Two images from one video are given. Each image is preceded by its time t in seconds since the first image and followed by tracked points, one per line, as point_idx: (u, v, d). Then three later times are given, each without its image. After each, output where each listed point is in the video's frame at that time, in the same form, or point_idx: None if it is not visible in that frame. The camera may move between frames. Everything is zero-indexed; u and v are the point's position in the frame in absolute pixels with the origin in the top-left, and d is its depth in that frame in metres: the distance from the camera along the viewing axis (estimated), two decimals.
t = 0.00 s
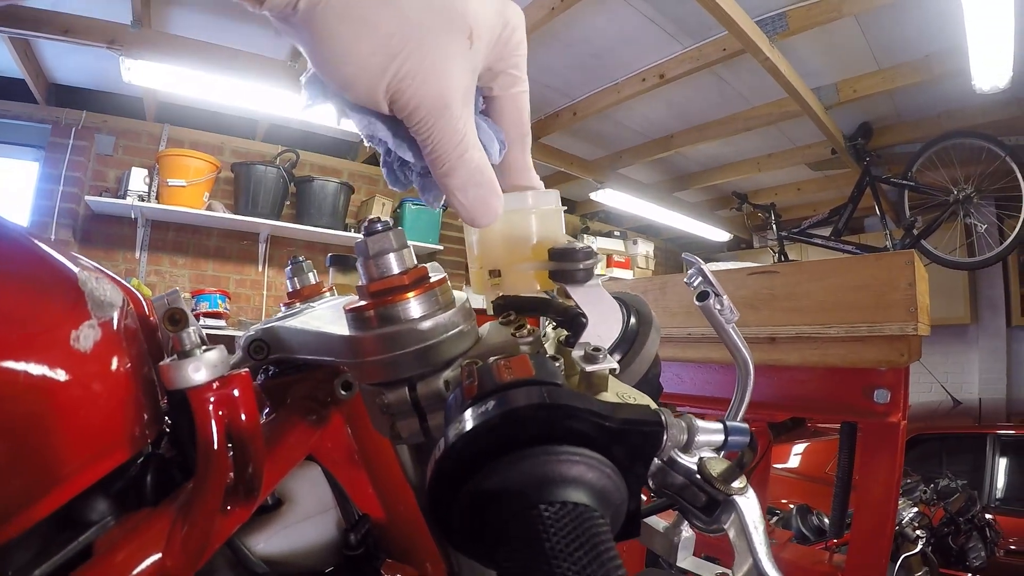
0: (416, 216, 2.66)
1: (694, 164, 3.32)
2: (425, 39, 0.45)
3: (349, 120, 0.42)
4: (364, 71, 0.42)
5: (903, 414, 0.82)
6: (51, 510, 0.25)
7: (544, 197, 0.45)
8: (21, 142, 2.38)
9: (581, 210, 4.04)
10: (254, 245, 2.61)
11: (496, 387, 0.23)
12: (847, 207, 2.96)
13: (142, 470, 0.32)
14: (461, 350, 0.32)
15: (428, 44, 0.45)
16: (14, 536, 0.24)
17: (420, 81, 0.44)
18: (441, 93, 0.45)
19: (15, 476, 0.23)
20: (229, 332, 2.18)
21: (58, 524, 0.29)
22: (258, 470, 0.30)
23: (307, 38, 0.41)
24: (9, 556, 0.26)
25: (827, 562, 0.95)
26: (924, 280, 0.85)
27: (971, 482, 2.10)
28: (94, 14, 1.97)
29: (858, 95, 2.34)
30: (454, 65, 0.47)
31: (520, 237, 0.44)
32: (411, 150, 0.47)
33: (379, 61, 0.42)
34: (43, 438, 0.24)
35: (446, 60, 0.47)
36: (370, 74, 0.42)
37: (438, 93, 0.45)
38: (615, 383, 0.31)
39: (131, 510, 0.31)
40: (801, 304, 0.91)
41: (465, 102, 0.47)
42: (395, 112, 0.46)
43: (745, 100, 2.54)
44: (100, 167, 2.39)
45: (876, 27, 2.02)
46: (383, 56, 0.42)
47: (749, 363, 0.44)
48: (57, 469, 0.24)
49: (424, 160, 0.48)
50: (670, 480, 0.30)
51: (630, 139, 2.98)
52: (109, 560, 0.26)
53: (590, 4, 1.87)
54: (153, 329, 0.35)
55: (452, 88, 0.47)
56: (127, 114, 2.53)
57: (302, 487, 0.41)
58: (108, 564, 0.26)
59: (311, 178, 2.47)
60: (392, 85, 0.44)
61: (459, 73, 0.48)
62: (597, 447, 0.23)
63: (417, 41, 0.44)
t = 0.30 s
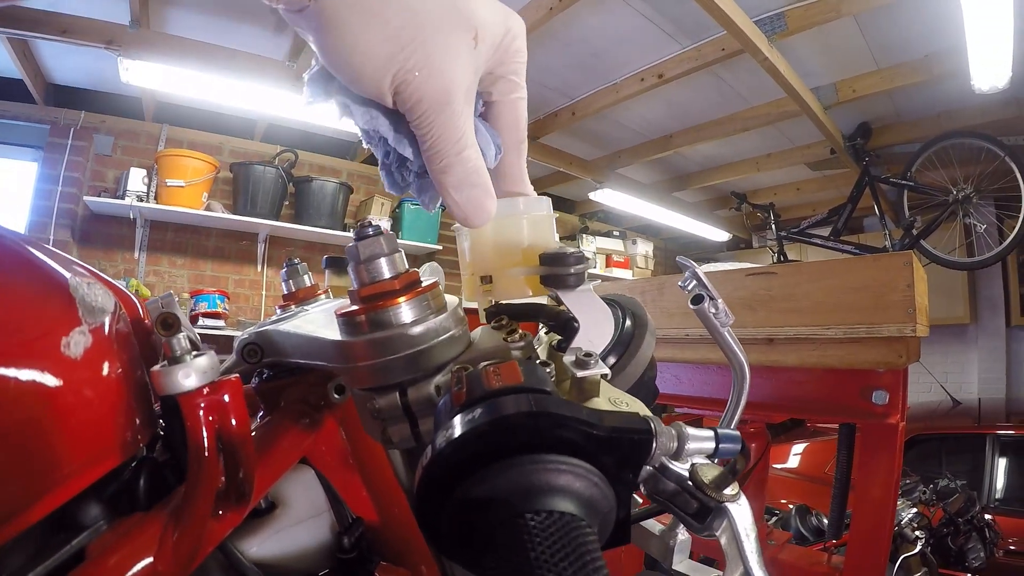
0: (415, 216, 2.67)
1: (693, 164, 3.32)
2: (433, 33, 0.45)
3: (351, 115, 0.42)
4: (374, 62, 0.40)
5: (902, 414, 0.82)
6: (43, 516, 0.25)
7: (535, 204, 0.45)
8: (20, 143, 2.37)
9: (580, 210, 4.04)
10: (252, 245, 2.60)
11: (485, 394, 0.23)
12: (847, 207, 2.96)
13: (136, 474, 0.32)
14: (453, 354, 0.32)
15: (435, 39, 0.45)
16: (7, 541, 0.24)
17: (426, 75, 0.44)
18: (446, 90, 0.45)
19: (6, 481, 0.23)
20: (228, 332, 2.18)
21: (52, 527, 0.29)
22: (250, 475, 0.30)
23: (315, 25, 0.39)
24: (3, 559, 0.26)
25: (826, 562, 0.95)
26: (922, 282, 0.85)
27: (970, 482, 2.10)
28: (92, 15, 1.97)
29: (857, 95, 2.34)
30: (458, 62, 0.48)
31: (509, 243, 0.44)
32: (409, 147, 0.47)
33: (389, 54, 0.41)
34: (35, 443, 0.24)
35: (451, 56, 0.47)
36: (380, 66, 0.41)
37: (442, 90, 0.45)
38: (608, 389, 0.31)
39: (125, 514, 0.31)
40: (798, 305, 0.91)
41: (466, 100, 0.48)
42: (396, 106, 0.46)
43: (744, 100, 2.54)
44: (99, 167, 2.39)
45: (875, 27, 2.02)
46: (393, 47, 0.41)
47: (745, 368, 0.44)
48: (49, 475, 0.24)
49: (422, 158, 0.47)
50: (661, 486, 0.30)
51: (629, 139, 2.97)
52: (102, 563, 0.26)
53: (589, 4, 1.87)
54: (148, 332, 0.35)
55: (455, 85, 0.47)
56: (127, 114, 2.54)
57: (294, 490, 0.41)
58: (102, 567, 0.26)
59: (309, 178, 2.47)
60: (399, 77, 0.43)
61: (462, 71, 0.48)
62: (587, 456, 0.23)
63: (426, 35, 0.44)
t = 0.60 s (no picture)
0: (417, 216, 2.67)
1: (695, 163, 3.31)
2: (443, 34, 0.46)
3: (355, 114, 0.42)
4: (382, 61, 0.41)
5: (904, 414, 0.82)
6: (47, 515, 0.25)
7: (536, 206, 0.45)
8: (23, 144, 2.39)
9: (581, 210, 4.04)
10: (255, 245, 2.61)
11: (484, 396, 0.23)
12: (849, 206, 2.95)
13: (139, 474, 0.32)
14: (453, 356, 0.32)
15: (444, 41, 0.46)
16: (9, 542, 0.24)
17: (433, 76, 0.45)
18: (452, 91, 0.46)
19: (8, 483, 0.23)
20: (231, 333, 2.19)
21: (56, 528, 0.29)
22: (252, 475, 0.30)
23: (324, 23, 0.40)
24: (6, 560, 0.26)
25: (828, 563, 0.95)
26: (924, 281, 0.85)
27: (973, 482, 2.09)
28: (95, 17, 1.98)
29: (860, 94, 2.33)
30: (465, 64, 0.49)
31: (510, 245, 0.44)
32: (414, 146, 0.47)
33: (397, 53, 0.42)
34: (36, 445, 0.24)
35: (459, 57, 0.48)
36: (389, 64, 0.42)
37: (448, 91, 0.46)
38: (607, 390, 0.31)
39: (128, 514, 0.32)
40: (800, 305, 0.91)
41: (471, 101, 0.49)
42: (402, 105, 0.47)
43: (746, 99, 2.54)
44: (102, 168, 2.40)
45: (877, 26, 2.02)
46: (401, 47, 0.42)
47: (745, 370, 0.44)
48: (52, 476, 0.25)
49: (426, 157, 0.48)
50: (659, 487, 0.30)
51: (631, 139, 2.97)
52: (105, 562, 0.26)
53: (591, 4, 1.86)
54: (151, 333, 0.35)
55: (462, 87, 0.48)
56: (130, 115, 2.55)
57: (295, 490, 0.41)
58: (105, 566, 0.26)
59: (312, 179, 2.48)
60: (407, 76, 0.44)
61: (468, 73, 0.49)
62: (584, 457, 0.23)
63: (435, 36, 0.45)
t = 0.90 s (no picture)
0: (420, 216, 2.68)
1: (696, 163, 3.31)
2: (450, 36, 0.46)
3: (362, 115, 0.43)
4: (389, 64, 0.42)
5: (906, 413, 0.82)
6: (57, 514, 0.25)
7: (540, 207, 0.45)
8: (26, 145, 2.40)
9: (583, 210, 4.05)
10: (258, 246, 2.62)
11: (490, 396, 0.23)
12: (851, 206, 2.95)
13: (146, 473, 0.32)
14: (459, 356, 0.32)
15: (451, 43, 0.46)
16: (18, 541, 0.25)
17: (440, 78, 0.45)
18: (459, 94, 0.46)
19: (15, 483, 0.23)
20: (233, 333, 2.20)
21: (65, 527, 0.29)
22: (260, 473, 0.31)
23: (331, 26, 0.40)
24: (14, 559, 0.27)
25: (831, 563, 0.95)
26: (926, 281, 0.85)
27: (976, 482, 2.09)
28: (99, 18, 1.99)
29: (862, 94, 2.33)
30: (473, 66, 0.48)
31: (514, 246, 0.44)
32: (420, 148, 0.48)
33: (404, 55, 0.42)
34: (45, 445, 0.24)
35: (466, 60, 0.47)
36: (395, 67, 0.42)
37: (455, 93, 0.46)
38: (610, 389, 0.32)
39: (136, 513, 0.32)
40: (802, 305, 0.91)
41: (478, 104, 0.49)
42: (408, 108, 0.47)
43: (748, 100, 2.54)
44: (105, 168, 2.41)
45: (879, 26, 2.02)
46: (408, 49, 0.42)
47: (748, 370, 0.45)
48: (61, 475, 0.25)
49: (431, 159, 0.48)
50: (662, 486, 0.30)
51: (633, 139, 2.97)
52: (114, 561, 0.26)
53: (593, 4, 1.87)
54: (157, 333, 0.36)
55: (469, 89, 0.47)
56: (133, 115, 2.56)
57: (301, 489, 0.41)
58: (114, 565, 0.26)
59: (314, 179, 2.48)
60: (413, 79, 0.44)
61: (475, 76, 0.49)
62: (588, 455, 0.23)
63: (442, 38, 0.45)
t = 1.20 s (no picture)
0: (417, 217, 2.69)
1: (694, 164, 3.32)
2: (443, 45, 0.46)
3: (357, 124, 0.43)
4: (382, 74, 0.42)
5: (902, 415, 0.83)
6: (53, 524, 0.25)
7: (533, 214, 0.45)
8: (23, 145, 2.39)
9: (580, 210, 4.06)
10: (255, 246, 2.62)
11: (482, 405, 0.24)
12: (848, 207, 2.96)
13: (143, 479, 0.33)
14: (452, 363, 0.33)
15: (444, 53, 0.46)
16: (16, 549, 0.25)
17: (433, 87, 0.45)
18: (452, 103, 0.46)
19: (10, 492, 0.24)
20: (230, 333, 2.20)
21: (63, 532, 0.30)
22: (254, 480, 0.31)
23: (325, 35, 0.41)
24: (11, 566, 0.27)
25: (827, 564, 0.95)
26: (923, 283, 0.85)
27: (972, 483, 2.10)
28: (94, 19, 1.98)
29: (859, 95, 2.33)
30: (466, 75, 0.48)
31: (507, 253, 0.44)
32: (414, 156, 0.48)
33: (395, 65, 0.42)
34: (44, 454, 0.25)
35: (459, 69, 0.47)
36: (388, 76, 0.42)
37: (448, 102, 0.46)
38: (603, 396, 0.32)
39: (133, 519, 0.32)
40: (797, 307, 0.92)
41: (471, 112, 0.49)
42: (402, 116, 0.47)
43: (745, 101, 2.54)
44: (102, 169, 2.41)
45: (876, 27, 2.02)
46: (401, 59, 0.43)
47: (742, 375, 0.45)
48: (57, 484, 0.25)
49: (425, 167, 0.48)
50: (653, 493, 0.30)
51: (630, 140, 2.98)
52: (111, 568, 0.26)
53: (591, 4, 1.87)
54: (152, 338, 0.36)
55: (462, 97, 0.47)
56: (130, 116, 2.56)
57: (297, 494, 0.41)
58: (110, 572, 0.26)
59: (312, 179, 2.48)
60: (407, 88, 0.44)
61: (468, 84, 0.49)
62: (578, 466, 0.24)
63: (435, 48, 0.45)
